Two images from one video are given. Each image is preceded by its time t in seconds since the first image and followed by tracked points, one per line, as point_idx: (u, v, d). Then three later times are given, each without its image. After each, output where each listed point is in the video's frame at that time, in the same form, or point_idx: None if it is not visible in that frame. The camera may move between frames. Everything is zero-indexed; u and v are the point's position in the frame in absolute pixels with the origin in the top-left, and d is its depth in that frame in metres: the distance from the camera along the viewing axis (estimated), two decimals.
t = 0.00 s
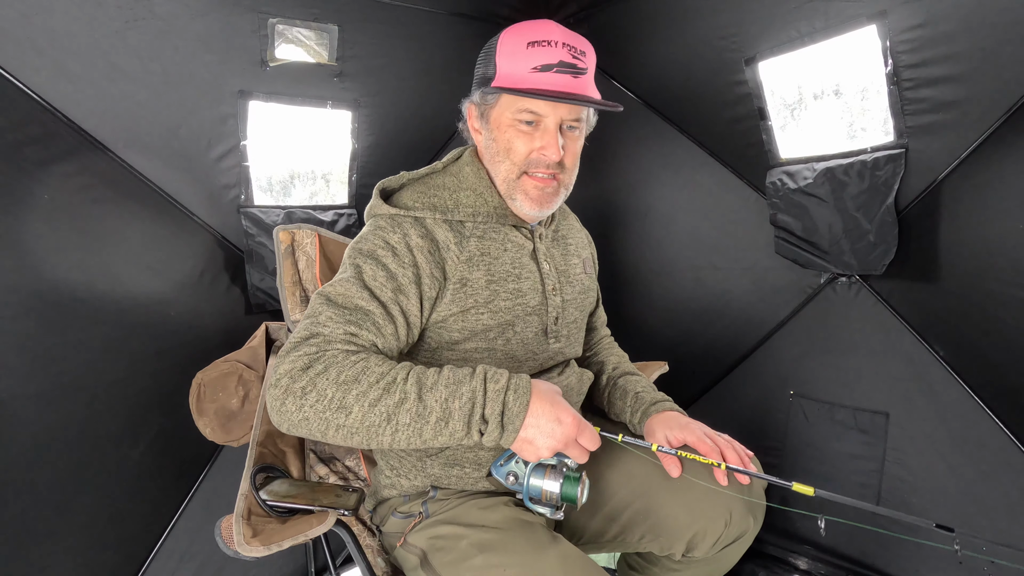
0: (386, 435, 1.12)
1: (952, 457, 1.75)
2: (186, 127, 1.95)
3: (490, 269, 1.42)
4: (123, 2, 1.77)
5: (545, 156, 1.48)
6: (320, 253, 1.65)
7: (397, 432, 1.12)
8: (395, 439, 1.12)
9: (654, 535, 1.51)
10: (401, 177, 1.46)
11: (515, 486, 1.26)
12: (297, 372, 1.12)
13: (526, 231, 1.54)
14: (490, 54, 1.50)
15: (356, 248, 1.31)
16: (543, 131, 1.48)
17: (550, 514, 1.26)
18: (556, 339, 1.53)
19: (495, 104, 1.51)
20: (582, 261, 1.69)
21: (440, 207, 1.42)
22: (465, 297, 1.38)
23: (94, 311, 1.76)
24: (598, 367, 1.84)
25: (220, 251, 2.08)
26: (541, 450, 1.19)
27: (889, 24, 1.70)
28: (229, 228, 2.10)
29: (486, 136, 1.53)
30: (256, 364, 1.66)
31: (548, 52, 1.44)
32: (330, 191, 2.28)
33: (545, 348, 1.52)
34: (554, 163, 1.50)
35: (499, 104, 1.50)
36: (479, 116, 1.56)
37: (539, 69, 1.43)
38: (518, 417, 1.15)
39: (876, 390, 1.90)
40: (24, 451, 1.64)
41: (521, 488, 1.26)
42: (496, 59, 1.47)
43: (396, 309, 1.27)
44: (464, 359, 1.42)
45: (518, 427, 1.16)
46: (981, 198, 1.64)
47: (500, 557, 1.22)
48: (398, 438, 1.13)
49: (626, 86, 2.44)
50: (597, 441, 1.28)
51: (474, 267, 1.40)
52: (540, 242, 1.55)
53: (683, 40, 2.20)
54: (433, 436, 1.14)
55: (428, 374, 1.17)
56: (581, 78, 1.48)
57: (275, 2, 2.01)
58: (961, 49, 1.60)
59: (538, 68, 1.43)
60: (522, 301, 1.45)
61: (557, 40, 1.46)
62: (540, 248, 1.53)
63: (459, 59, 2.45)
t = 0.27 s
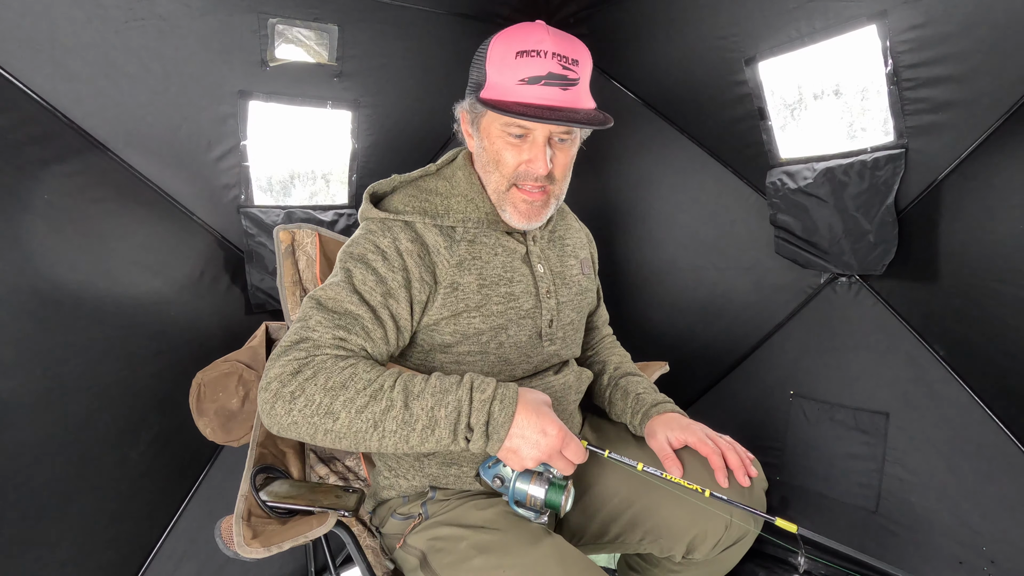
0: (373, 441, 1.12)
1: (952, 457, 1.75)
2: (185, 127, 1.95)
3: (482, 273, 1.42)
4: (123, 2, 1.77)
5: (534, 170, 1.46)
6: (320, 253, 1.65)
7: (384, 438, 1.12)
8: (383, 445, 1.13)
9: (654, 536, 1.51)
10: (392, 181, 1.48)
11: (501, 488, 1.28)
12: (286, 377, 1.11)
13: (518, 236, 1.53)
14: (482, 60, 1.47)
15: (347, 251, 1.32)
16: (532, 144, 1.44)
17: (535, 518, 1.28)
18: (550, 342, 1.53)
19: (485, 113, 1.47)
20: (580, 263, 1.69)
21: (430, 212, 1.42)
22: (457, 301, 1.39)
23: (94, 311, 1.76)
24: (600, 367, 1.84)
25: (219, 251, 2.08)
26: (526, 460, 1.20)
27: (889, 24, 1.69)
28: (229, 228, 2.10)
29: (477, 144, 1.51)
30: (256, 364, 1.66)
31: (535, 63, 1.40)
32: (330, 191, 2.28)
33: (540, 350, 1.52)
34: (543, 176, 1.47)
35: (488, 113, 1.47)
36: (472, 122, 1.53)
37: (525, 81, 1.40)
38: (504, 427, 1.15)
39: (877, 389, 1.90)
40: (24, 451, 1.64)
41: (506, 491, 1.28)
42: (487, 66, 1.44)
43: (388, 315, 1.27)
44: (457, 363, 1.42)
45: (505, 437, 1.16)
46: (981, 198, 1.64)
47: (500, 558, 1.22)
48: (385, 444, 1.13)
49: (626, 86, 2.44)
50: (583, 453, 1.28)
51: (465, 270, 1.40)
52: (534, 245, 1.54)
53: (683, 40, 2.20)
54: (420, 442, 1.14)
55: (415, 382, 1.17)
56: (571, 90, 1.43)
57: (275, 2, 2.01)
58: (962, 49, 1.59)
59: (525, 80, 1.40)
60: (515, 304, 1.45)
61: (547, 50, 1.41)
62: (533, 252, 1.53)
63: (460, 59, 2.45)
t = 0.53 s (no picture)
0: (370, 416, 1.13)
1: (952, 457, 1.75)
2: (186, 127, 1.95)
3: (478, 276, 1.42)
4: (123, 2, 1.77)
5: (535, 173, 1.44)
6: (319, 253, 1.65)
7: (380, 411, 1.13)
8: (380, 418, 1.13)
9: (654, 536, 1.52)
10: (385, 183, 1.48)
11: (514, 446, 1.27)
12: (275, 369, 1.13)
13: (515, 237, 1.54)
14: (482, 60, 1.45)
15: (341, 250, 1.33)
16: (532, 147, 1.43)
17: (555, 470, 1.24)
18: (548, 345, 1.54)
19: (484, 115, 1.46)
20: (579, 263, 1.69)
21: (425, 215, 1.41)
22: (452, 303, 1.39)
23: (95, 310, 1.76)
24: (599, 367, 1.84)
25: (220, 251, 2.08)
26: (529, 400, 1.17)
27: (889, 24, 1.69)
28: (229, 228, 2.10)
29: (477, 146, 1.50)
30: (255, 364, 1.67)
31: (537, 65, 1.39)
32: (330, 191, 2.29)
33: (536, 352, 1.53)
34: (545, 179, 1.46)
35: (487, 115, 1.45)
36: (471, 123, 1.51)
37: (528, 83, 1.39)
38: (496, 368, 1.15)
39: (877, 390, 1.90)
40: (25, 450, 1.64)
41: (520, 448, 1.27)
42: (486, 68, 1.42)
43: (382, 315, 1.28)
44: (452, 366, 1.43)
45: (499, 382, 1.15)
46: (981, 198, 1.64)
47: (499, 558, 1.22)
48: (383, 417, 1.13)
49: (626, 85, 2.44)
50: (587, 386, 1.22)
51: (460, 274, 1.40)
52: (532, 247, 1.55)
53: (683, 40, 2.20)
54: (417, 406, 1.14)
55: (403, 347, 1.19)
56: (573, 92, 1.43)
57: (275, 2, 2.01)
58: (962, 49, 1.59)
59: (526, 83, 1.39)
60: (510, 307, 1.46)
61: (549, 52, 1.40)
62: (530, 254, 1.53)
63: (459, 59, 2.45)
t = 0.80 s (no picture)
0: (366, 418, 1.11)
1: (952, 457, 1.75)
2: (186, 127, 1.95)
3: (478, 277, 1.42)
4: (123, 2, 1.77)
5: (538, 172, 1.45)
6: (320, 252, 1.65)
7: (377, 412, 1.11)
8: (376, 420, 1.11)
9: (655, 537, 1.51)
10: (386, 183, 1.48)
11: (509, 456, 1.26)
12: (272, 363, 1.12)
13: (516, 238, 1.53)
14: (484, 61, 1.46)
15: (342, 248, 1.33)
16: (536, 147, 1.43)
17: (549, 481, 1.22)
18: (548, 346, 1.54)
19: (488, 115, 1.46)
20: (579, 264, 1.69)
21: (426, 215, 1.41)
22: (452, 304, 1.39)
23: (94, 310, 1.76)
24: (600, 367, 1.84)
25: (220, 251, 2.08)
26: (528, 412, 1.17)
27: (889, 24, 1.70)
28: (229, 228, 2.10)
29: (480, 147, 1.50)
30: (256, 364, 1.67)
31: (541, 65, 1.39)
32: (330, 191, 2.28)
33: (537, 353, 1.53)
34: (548, 179, 1.47)
35: (490, 115, 1.46)
36: (473, 124, 1.52)
37: (530, 82, 1.39)
38: (497, 377, 1.14)
39: (877, 389, 1.90)
40: (25, 451, 1.64)
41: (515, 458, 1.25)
42: (490, 68, 1.43)
43: (381, 313, 1.28)
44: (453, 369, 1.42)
45: (500, 391, 1.14)
46: (981, 197, 1.64)
47: (500, 558, 1.22)
48: (379, 419, 1.12)
49: (626, 85, 2.44)
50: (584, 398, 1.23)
51: (461, 274, 1.40)
52: (532, 248, 1.55)
53: (683, 40, 2.20)
54: (414, 412, 1.13)
55: (403, 351, 1.18)
56: (576, 92, 1.43)
57: (275, 2, 2.01)
58: (962, 49, 1.59)
59: (530, 83, 1.39)
60: (511, 307, 1.46)
61: (552, 51, 1.40)
62: (531, 255, 1.53)
63: (459, 59, 2.45)
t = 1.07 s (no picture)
0: (356, 406, 1.05)
1: (953, 457, 1.75)
2: (185, 127, 1.95)
3: (478, 276, 1.42)
4: (123, 2, 1.77)
5: (538, 170, 1.45)
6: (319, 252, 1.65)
7: (368, 402, 1.05)
8: (366, 410, 1.05)
9: (654, 536, 1.50)
10: (390, 178, 1.49)
11: (493, 476, 1.23)
12: (267, 332, 1.07)
13: (517, 238, 1.54)
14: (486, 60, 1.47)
15: (347, 236, 1.32)
16: (536, 145, 1.44)
17: (530, 507, 1.21)
18: (547, 346, 1.54)
19: (489, 114, 1.47)
20: (579, 265, 1.69)
21: (429, 212, 1.42)
22: (452, 302, 1.39)
23: (94, 310, 1.76)
24: (600, 368, 1.84)
25: (220, 251, 2.08)
26: (522, 431, 1.14)
27: (889, 24, 1.69)
28: (229, 228, 2.10)
29: (481, 145, 1.51)
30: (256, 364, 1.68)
31: (541, 63, 1.40)
32: (330, 191, 2.29)
33: (536, 353, 1.53)
34: (548, 178, 1.47)
35: (491, 114, 1.47)
36: (474, 123, 1.53)
37: (531, 81, 1.40)
38: (500, 388, 1.10)
39: (877, 390, 1.90)
40: (25, 451, 1.65)
41: (498, 479, 1.23)
42: (490, 66, 1.44)
43: (381, 301, 1.26)
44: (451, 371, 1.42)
45: (501, 400, 1.10)
46: (981, 198, 1.64)
47: (500, 556, 1.22)
48: (369, 410, 1.05)
49: (626, 85, 2.44)
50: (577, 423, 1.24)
51: (461, 272, 1.40)
52: (533, 248, 1.54)
53: (683, 40, 2.20)
54: (408, 408, 1.07)
55: (406, 343, 1.13)
56: (577, 91, 1.44)
57: (275, 2, 2.02)
58: (962, 49, 1.59)
59: (531, 80, 1.39)
60: (511, 307, 1.46)
61: (554, 51, 1.41)
62: (532, 255, 1.53)
63: (459, 59, 2.45)
